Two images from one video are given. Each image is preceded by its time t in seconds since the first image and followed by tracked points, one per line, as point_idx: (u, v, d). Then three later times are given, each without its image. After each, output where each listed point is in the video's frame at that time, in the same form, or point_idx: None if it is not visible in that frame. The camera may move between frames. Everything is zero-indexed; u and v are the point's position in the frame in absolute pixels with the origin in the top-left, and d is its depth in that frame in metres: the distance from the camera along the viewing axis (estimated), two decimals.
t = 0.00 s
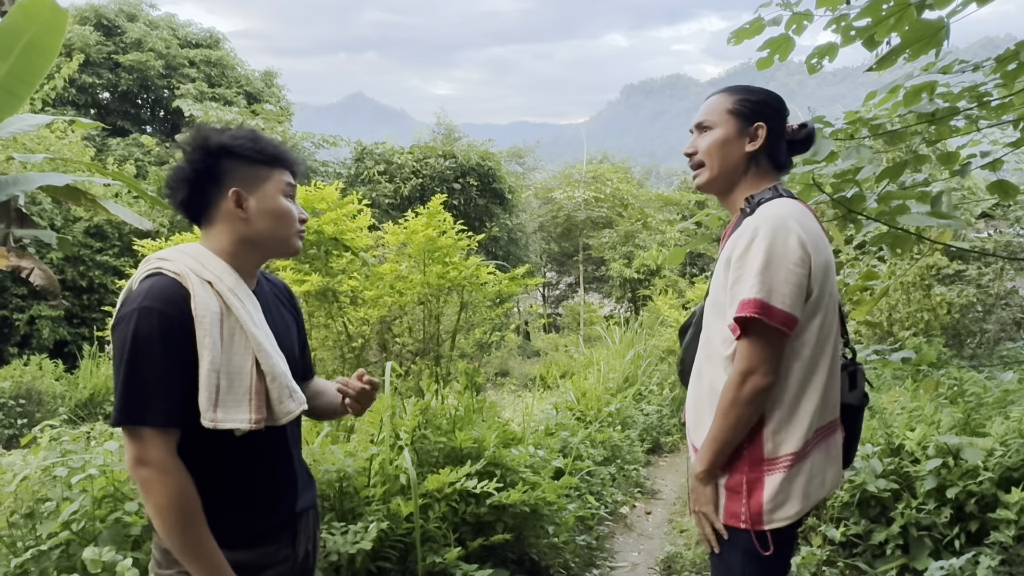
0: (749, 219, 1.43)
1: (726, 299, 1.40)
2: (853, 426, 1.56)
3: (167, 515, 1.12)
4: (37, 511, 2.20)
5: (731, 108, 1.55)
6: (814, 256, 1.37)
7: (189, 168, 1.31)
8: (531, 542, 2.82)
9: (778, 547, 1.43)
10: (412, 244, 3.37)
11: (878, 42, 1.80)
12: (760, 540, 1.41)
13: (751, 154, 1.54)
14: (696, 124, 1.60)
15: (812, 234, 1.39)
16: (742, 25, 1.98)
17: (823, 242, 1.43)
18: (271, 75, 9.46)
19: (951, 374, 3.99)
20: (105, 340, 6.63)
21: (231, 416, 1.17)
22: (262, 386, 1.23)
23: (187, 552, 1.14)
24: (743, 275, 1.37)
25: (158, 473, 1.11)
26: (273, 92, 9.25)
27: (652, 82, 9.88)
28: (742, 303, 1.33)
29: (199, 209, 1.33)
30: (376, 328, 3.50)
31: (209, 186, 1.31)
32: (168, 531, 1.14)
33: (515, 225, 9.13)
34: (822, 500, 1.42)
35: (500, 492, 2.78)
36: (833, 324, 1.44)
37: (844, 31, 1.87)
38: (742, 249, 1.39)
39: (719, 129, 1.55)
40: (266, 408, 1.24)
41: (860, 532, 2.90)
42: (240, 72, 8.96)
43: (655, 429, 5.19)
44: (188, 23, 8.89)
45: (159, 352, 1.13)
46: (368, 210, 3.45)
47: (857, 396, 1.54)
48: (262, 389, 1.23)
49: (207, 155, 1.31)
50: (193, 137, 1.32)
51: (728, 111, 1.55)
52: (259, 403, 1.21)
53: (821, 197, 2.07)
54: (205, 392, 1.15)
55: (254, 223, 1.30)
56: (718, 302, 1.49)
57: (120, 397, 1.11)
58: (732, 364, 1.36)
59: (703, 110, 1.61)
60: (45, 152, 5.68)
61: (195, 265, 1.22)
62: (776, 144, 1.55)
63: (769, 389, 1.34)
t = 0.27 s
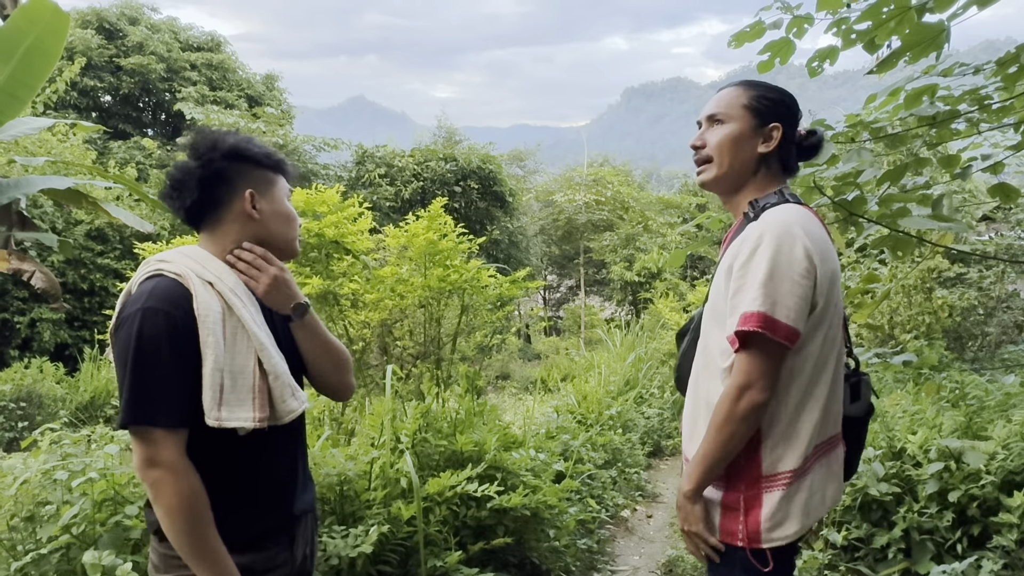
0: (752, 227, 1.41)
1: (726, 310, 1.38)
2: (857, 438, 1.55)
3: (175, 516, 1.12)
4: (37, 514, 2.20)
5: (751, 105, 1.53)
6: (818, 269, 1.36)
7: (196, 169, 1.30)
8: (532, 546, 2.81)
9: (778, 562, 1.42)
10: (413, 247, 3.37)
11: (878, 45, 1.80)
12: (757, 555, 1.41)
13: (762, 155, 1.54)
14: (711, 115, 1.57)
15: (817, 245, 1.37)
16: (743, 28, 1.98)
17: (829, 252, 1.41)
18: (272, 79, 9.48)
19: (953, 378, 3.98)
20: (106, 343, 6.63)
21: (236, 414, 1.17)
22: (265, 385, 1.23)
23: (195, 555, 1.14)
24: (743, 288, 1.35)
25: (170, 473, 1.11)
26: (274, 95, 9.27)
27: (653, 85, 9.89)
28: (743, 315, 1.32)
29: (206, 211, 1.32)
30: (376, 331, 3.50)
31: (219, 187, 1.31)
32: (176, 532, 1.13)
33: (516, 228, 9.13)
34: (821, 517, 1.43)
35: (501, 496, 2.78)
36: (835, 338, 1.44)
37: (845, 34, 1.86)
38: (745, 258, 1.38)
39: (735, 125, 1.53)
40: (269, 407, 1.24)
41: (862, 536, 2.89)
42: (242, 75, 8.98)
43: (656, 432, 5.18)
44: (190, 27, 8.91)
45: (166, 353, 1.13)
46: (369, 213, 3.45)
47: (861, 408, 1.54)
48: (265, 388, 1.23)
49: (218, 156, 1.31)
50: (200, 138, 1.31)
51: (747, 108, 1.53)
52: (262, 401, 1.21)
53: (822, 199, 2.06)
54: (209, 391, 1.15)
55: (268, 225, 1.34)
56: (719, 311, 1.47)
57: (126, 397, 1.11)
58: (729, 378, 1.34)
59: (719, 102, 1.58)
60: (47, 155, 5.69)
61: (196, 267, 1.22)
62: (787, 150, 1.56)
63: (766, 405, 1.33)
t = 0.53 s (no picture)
0: (767, 242, 1.36)
1: (742, 331, 1.31)
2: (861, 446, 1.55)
3: (169, 521, 1.12)
4: (36, 517, 2.20)
5: (755, 108, 1.52)
6: (835, 285, 1.32)
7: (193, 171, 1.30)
8: (533, 549, 2.81)
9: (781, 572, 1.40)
10: (413, 250, 3.37)
11: (878, 48, 1.79)
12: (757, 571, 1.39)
13: (766, 160, 1.53)
14: (714, 115, 1.56)
15: (832, 259, 1.34)
16: (743, 31, 1.98)
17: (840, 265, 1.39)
18: (272, 81, 9.50)
19: (953, 381, 3.97)
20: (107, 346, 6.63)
21: (232, 418, 1.17)
22: (262, 388, 1.22)
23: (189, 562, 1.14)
24: (761, 307, 1.29)
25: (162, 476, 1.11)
26: (275, 98, 9.28)
27: (653, 88, 9.90)
28: (764, 336, 1.26)
29: (203, 214, 1.32)
30: (376, 334, 3.49)
31: (216, 190, 1.31)
32: (170, 537, 1.13)
33: (516, 231, 9.14)
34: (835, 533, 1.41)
35: (501, 498, 2.78)
36: (846, 352, 1.42)
37: (845, 37, 1.86)
38: (759, 275, 1.32)
39: (739, 127, 1.52)
40: (267, 409, 1.23)
41: (863, 539, 2.89)
42: (242, 78, 8.99)
43: (657, 435, 5.17)
44: (191, 30, 8.93)
45: (162, 356, 1.12)
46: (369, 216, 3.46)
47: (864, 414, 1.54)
48: (262, 391, 1.22)
49: (214, 159, 1.31)
50: (192, 142, 1.31)
51: (751, 111, 1.52)
52: (259, 404, 1.21)
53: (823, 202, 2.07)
54: (206, 394, 1.14)
55: (267, 225, 1.35)
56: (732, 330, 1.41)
57: (122, 399, 1.11)
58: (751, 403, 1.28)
59: (724, 102, 1.56)
60: (47, 158, 5.70)
61: (193, 269, 1.22)
62: (790, 156, 1.55)
63: (788, 427, 1.28)
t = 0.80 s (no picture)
0: (802, 239, 1.33)
1: (786, 327, 1.28)
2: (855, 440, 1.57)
3: (170, 521, 1.12)
4: (36, 520, 2.20)
5: (775, 105, 1.53)
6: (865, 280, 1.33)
7: (190, 175, 1.30)
8: (533, 551, 2.81)
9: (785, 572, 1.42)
10: (413, 252, 3.37)
11: (878, 50, 1.80)
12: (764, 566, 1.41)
13: (784, 156, 1.54)
14: (735, 110, 1.55)
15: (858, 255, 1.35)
16: (743, 34, 1.99)
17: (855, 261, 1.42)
18: (273, 84, 9.52)
19: (954, 383, 3.97)
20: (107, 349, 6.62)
21: (235, 417, 1.17)
22: (264, 387, 1.23)
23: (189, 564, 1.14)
24: (806, 303, 1.27)
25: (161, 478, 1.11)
26: (275, 101, 9.29)
27: (653, 90, 9.92)
28: (816, 333, 1.23)
29: (202, 217, 1.33)
30: (376, 336, 3.49)
31: (217, 193, 1.31)
32: (169, 540, 1.13)
33: (517, 233, 9.15)
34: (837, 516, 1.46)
35: (501, 501, 2.77)
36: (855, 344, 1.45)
37: (844, 39, 1.87)
38: (801, 270, 1.30)
39: (761, 124, 1.52)
40: (269, 407, 1.24)
41: (863, 542, 2.88)
42: (242, 81, 9.00)
43: (657, 437, 5.16)
44: (191, 33, 8.94)
45: (162, 356, 1.12)
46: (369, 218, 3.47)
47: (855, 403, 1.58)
48: (263, 390, 1.23)
49: (216, 162, 1.31)
50: (201, 143, 1.32)
51: (771, 108, 1.53)
52: (261, 403, 1.21)
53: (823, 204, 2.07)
54: (208, 395, 1.14)
55: (268, 230, 1.36)
56: (763, 326, 1.38)
57: (122, 401, 1.11)
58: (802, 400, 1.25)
59: (744, 98, 1.56)
60: (48, 160, 5.71)
61: (191, 270, 1.22)
62: (806, 153, 1.57)
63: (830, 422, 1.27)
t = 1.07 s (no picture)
0: (813, 236, 1.34)
1: (805, 323, 1.29)
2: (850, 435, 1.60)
3: (168, 521, 1.12)
4: (35, 521, 2.20)
5: (774, 108, 1.54)
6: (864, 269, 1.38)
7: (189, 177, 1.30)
8: (532, 553, 2.80)
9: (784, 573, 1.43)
10: (412, 253, 3.37)
11: (876, 52, 1.80)
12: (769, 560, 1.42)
13: (783, 157, 1.55)
14: (735, 113, 1.55)
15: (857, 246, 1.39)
16: (742, 34, 1.99)
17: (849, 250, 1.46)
18: (272, 86, 9.52)
19: (953, 384, 3.97)
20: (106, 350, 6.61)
21: (235, 418, 1.17)
22: (262, 387, 1.23)
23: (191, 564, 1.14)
24: (824, 299, 1.27)
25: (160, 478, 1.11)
26: (275, 102, 9.29)
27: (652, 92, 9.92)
28: (837, 329, 1.24)
29: (200, 217, 1.33)
30: (376, 337, 3.49)
31: (213, 193, 1.31)
32: (169, 541, 1.13)
33: (516, 234, 9.15)
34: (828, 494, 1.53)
35: (500, 502, 2.77)
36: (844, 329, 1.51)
37: (843, 40, 1.87)
38: (816, 266, 1.30)
39: (762, 125, 1.52)
40: (267, 408, 1.24)
41: (863, 543, 2.88)
42: (242, 82, 9.01)
43: (656, 438, 5.16)
44: (191, 34, 8.95)
45: (162, 357, 1.12)
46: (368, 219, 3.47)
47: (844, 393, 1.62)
48: (262, 390, 1.23)
49: (211, 163, 1.31)
50: (202, 144, 1.32)
51: (771, 110, 1.53)
52: (260, 404, 1.21)
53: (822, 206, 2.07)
54: (208, 395, 1.14)
55: (263, 231, 1.35)
56: (777, 323, 1.38)
57: (120, 402, 1.10)
58: (828, 392, 1.27)
59: (744, 101, 1.56)
60: (47, 162, 5.71)
61: (189, 270, 1.22)
62: (803, 155, 1.59)
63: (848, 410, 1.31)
